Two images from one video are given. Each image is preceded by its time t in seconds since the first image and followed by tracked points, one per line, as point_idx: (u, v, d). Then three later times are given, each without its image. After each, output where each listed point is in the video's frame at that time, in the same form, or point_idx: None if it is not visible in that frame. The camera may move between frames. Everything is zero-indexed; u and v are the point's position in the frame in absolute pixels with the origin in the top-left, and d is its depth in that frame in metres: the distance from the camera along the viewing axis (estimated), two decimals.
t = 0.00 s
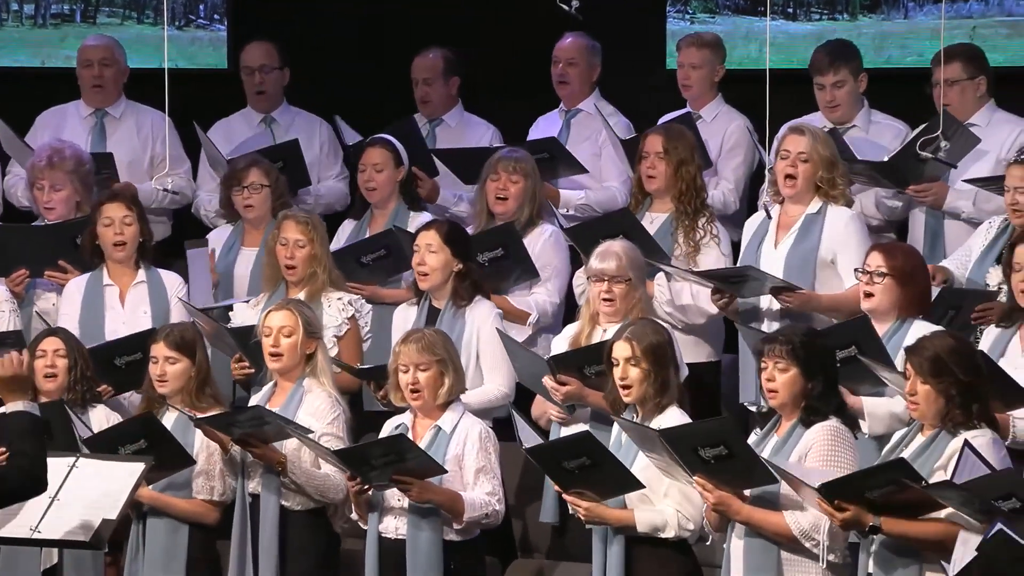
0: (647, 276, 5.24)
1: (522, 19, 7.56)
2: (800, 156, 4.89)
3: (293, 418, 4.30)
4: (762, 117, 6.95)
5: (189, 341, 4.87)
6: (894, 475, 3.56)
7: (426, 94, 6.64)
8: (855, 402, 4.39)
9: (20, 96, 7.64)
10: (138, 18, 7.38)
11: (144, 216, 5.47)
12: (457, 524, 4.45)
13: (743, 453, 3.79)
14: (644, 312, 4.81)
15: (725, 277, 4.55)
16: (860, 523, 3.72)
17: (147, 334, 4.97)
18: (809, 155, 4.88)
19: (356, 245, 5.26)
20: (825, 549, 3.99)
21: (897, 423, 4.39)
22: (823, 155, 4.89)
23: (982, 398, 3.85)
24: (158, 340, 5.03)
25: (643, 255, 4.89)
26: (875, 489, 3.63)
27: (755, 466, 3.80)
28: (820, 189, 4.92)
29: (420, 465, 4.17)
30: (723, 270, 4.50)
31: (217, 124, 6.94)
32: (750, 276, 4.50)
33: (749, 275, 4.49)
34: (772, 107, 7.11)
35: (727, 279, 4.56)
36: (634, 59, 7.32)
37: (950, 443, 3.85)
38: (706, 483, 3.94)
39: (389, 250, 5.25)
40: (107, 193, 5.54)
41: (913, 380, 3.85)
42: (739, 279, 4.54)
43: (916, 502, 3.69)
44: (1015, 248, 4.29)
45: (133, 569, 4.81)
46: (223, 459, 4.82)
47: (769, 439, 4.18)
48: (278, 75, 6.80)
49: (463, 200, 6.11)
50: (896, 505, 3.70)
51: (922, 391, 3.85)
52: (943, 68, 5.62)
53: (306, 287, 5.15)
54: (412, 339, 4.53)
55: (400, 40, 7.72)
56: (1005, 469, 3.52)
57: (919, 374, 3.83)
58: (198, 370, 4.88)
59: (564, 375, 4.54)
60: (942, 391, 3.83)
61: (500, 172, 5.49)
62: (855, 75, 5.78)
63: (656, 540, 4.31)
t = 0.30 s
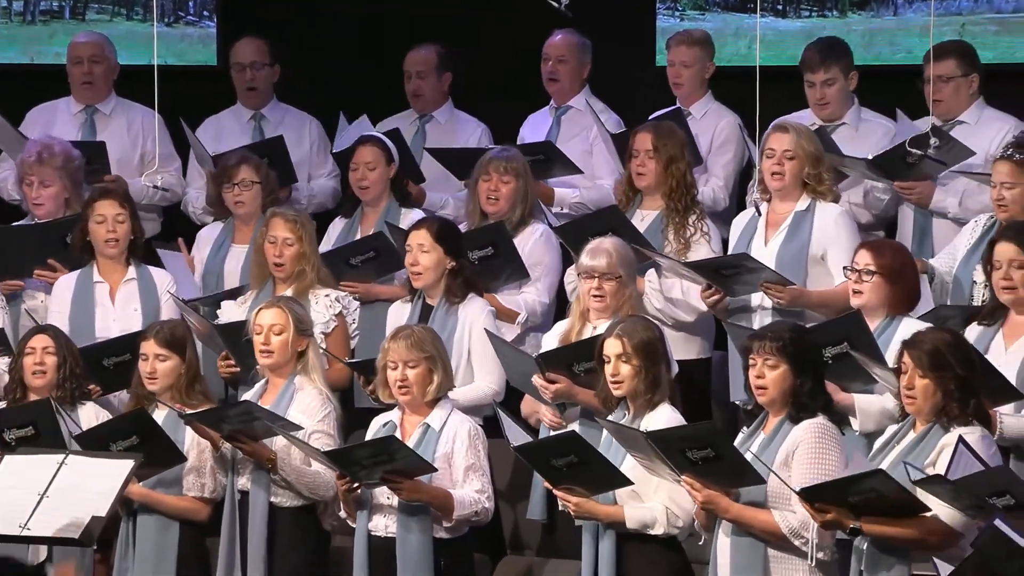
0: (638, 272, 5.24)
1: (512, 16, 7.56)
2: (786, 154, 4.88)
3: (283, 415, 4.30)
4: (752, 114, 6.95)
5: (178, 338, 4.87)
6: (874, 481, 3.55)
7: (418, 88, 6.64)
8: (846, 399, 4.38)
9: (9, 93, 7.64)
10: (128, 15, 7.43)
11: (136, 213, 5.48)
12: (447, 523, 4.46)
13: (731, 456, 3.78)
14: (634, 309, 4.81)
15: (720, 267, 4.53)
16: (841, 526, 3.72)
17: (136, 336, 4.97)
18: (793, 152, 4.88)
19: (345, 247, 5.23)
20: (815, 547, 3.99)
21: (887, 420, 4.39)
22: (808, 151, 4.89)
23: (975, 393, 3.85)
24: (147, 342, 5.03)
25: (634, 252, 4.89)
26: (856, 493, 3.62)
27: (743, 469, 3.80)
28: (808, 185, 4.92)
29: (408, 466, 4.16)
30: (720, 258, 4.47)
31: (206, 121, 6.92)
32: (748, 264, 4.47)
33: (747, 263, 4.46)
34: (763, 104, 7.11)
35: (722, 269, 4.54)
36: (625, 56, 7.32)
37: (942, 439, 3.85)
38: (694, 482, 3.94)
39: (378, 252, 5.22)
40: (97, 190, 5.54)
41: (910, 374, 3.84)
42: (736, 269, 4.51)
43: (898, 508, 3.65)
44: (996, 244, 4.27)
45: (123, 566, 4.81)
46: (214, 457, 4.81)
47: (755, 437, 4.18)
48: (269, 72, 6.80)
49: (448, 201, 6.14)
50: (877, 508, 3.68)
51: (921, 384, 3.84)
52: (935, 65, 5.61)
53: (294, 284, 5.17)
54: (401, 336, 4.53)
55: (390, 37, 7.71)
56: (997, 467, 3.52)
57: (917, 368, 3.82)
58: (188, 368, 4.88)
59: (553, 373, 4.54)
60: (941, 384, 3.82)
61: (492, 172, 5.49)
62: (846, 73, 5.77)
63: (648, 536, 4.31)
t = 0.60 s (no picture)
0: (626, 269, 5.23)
1: (502, 13, 7.55)
2: (770, 153, 4.88)
3: (271, 410, 4.29)
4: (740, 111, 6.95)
5: (165, 335, 4.87)
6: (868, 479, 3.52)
7: (407, 85, 6.64)
8: (834, 396, 4.37)
9: None
10: (115, 11, 7.39)
11: (124, 211, 5.47)
12: (435, 519, 4.45)
13: (720, 452, 3.78)
14: (622, 306, 4.80)
15: (705, 264, 4.54)
16: (834, 520, 3.70)
17: (121, 337, 4.98)
18: (777, 150, 4.88)
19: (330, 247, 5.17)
20: (805, 544, 3.98)
21: (876, 416, 4.38)
22: (792, 149, 4.89)
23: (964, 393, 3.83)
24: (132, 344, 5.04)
25: (622, 250, 4.88)
26: (851, 488, 3.58)
27: (732, 468, 3.80)
28: (795, 182, 4.92)
29: (398, 460, 4.17)
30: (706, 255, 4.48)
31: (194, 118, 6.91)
32: (734, 261, 4.48)
33: (733, 260, 4.47)
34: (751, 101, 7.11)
35: (708, 267, 4.54)
36: (614, 53, 7.32)
37: (936, 434, 3.82)
38: (684, 480, 3.93)
39: (364, 251, 5.15)
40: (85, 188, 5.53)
41: (911, 368, 3.83)
42: (722, 266, 4.52)
43: (890, 504, 3.64)
44: (976, 242, 4.26)
45: (112, 566, 4.81)
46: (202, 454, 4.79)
47: (744, 433, 4.18)
48: (257, 69, 6.79)
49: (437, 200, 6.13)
50: (870, 504, 3.66)
51: (921, 379, 3.83)
52: (926, 61, 5.60)
53: (280, 281, 5.18)
54: (388, 333, 4.52)
55: (379, 33, 7.71)
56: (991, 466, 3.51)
57: (919, 361, 3.82)
58: (174, 364, 4.88)
59: (540, 371, 4.55)
60: (941, 379, 3.82)
61: (481, 169, 5.48)
62: (834, 71, 5.77)
63: (637, 533, 4.31)
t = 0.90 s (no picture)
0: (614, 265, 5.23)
1: (489, 10, 7.56)
2: (753, 148, 4.89)
3: (258, 407, 4.29)
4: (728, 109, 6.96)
5: (150, 332, 4.87)
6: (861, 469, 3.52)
7: (394, 82, 6.65)
8: (823, 393, 4.37)
9: None
10: (101, 8, 7.39)
11: (111, 207, 5.47)
12: (421, 518, 4.45)
13: (707, 451, 3.79)
14: (609, 303, 4.80)
15: (688, 259, 4.55)
16: (828, 511, 3.69)
17: (106, 336, 4.98)
18: (762, 146, 4.88)
19: (317, 239, 5.24)
20: (794, 541, 3.96)
21: (864, 414, 4.40)
22: (775, 144, 4.88)
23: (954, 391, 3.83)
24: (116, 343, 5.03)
25: (609, 247, 4.88)
26: (848, 480, 3.58)
27: (719, 466, 3.82)
28: (781, 178, 4.92)
29: (385, 457, 4.18)
30: (688, 250, 4.49)
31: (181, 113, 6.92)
32: (716, 256, 4.49)
33: (715, 254, 4.48)
34: (739, 98, 7.12)
35: (690, 262, 4.55)
36: (602, 51, 7.32)
37: (928, 431, 3.83)
38: (674, 478, 3.94)
39: (354, 245, 5.23)
40: (70, 184, 5.53)
41: (908, 364, 3.83)
42: (705, 262, 4.53)
43: (887, 499, 3.63)
44: (961, 241, 4.26)
45: (99, 564, 4.80)
46: (189, 451, 4.77)
47: (731, 430, 4.18)
48: (246, 65, 6.79)
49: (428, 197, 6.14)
50: (866, 499, 3.65)
51: (916, 376, 3.83)
52: (913, 58, 5.60)
53: (265, 278, 5.16)
54: (375, 330, 4.51)
55: (366, 29, 7.71)
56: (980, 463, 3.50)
57: (916, 358, 3.82)
58: (160, 361, 4.88)
59: (523, 371, 4.57)
60: (937, 377, 3.82)
61: (467, 165, 5.49)
62: (821, 67, 5.79)
63: (623, 530, 4.31)
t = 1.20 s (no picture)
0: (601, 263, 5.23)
1: (476, 8, 7.56)
2: (745, 143, 4.90)
3: (246, 406, 4.29)
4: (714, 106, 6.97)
5: (135, 329, 4.86)
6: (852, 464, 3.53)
7: (382, 79, 6.65)
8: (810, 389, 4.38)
9: None
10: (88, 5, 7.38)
11: (97, 204, 5.45)
12: (408, 516, 4.45)
13: (693, 451, 3.80)
14: (596, 300, 4.81)
15: (670, 256, 4.56)
16: (822, 507, 3.69)
17: (92, 334, 4.97)
18: (752, 141, 4.89)
19: (305, 232, 5.18)
20: (783, 539, 3.96)
21: (852, 410, 4.41)
22: (767, 141, 4.89)
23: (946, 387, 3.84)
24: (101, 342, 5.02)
25: (597, 245, 4.88)
26: (845, 475, 3.59)
27: (706, 465, 3.82)
28: (771, 175, 4.94)
29: (370, 454, 4.18)
30: (671, 245, 4.50)
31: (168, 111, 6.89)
32: (697, 251, 4.50)
33: (696, 249, 4.49)
34: (725, 95, 7.14)
35: (672, 258, 4.56)
36: (589, 48, 7.33)
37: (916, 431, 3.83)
38: (662, 477, 3.96)
39: (338, 239, 5.18)
40: (57, 180, 5.52)
41: (900, 360, 3.84)
42: (686, 257, 4.54)
43: (880, 495, 3.64)
44: (952, 236, 4.28)
45: (86, 563, 4.79)
46: (175, 449, 4.77)
47: (720, 427, 4.19)
48: (234, 62, 6.79)
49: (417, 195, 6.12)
50: (861, 492, 3.66)
51: (909, 373, 3.83)
52: (899, 54, 5.61)
53: (252, 275, 5.17)
54: (362, 327, 4.51)
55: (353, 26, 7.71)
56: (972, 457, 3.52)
57: (909, 355, 3.83)
58: (145, 358, 4.87)
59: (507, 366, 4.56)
60: (929, 373, 3.83)
61: (453, 163, 5.48)
62: (808, 64, 5.81)
63: (609, 527, 4.31)
